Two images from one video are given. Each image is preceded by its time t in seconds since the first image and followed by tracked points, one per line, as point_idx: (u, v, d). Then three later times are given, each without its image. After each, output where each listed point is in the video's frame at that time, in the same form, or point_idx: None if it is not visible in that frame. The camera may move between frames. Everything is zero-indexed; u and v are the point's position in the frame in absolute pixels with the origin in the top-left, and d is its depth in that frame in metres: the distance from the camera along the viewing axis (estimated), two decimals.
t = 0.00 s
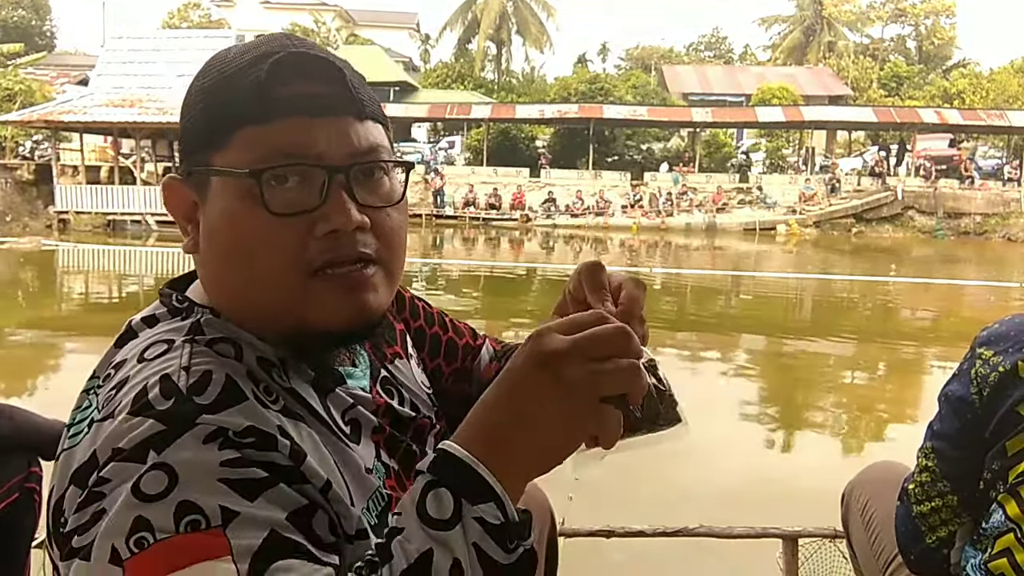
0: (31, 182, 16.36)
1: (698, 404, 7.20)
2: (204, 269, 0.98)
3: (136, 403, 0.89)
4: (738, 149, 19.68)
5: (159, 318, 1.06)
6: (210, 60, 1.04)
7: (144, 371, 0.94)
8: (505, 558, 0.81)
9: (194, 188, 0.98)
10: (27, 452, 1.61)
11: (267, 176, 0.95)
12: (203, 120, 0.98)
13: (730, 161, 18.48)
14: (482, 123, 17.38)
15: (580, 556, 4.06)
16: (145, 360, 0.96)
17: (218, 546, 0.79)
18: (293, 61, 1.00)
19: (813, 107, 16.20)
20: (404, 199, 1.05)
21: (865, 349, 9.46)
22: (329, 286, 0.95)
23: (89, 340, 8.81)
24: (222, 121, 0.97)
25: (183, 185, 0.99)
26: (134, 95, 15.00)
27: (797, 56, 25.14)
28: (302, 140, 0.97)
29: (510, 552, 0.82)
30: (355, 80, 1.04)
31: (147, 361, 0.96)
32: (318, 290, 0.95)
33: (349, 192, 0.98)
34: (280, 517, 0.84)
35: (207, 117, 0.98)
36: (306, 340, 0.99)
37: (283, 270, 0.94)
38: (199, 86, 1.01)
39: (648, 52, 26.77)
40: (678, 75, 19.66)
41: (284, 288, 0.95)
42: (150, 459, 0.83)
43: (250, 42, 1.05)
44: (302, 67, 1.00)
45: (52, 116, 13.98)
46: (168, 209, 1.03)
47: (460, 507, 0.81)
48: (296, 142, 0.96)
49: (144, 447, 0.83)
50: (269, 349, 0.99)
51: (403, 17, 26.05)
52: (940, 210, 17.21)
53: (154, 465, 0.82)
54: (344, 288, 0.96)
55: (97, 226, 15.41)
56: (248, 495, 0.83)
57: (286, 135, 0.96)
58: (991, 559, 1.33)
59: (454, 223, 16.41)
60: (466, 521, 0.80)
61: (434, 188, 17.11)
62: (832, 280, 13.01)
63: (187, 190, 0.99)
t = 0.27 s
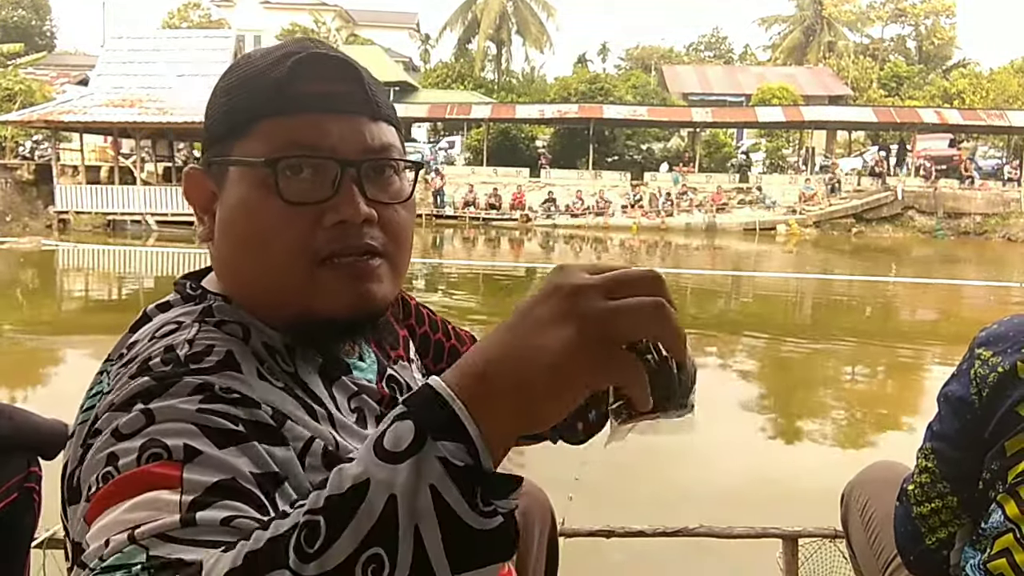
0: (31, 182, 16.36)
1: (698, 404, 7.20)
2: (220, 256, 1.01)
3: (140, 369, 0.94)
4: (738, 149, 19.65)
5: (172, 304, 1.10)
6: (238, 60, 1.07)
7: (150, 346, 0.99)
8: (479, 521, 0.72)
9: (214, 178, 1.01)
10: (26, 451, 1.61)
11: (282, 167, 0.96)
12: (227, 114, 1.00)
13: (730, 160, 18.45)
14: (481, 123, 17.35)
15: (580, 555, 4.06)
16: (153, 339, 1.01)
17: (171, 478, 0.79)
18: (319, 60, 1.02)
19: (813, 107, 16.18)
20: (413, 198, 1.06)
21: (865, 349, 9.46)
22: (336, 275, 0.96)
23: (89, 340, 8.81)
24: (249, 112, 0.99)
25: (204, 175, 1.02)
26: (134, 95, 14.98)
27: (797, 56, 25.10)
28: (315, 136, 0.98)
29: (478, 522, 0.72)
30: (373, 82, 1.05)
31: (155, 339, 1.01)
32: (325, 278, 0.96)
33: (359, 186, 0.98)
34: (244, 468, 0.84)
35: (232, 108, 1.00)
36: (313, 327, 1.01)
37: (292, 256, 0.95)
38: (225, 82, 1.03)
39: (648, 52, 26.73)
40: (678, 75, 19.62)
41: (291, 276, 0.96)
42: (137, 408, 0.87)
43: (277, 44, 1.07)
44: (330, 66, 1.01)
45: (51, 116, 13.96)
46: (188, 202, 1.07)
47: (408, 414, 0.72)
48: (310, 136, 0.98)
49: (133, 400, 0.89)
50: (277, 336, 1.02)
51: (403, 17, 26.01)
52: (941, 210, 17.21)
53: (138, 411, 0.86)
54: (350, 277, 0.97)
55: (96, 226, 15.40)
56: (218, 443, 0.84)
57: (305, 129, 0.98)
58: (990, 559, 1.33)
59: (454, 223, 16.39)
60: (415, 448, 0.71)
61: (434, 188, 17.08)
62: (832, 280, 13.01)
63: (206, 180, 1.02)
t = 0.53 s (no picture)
0: (30, 182, 16.36)
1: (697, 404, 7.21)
2: (217, 255, 1.02)
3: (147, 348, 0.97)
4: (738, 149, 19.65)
5: (175, 299, 1.12)
6: (222, 65, 1.08)
7: (159, 330, 1.02)
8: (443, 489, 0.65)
9: (205, 180, 1.02)
10: (26, 452, 1.63)
11: (271, 164, 0.97)
12: (217, 115, 1.01)
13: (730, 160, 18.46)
14: (481, 123, 17.35)
15: (580, 555, 4.05)
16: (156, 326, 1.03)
17: (165, 431, 0.82)
18: (302, 60, 1.01)
19: (813, 107, 16.19)
20: (402, 192, 1.07)
21: (865, 349, 9.46)
22: (328, 268, 0.97)
23: (88, 340, 8.81)
24: (238, 114, 0.99)
25: (197, 178, 1.04)
26: (134, 95, 14.99)
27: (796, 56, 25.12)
28: (303, 132, 0.98)
29: (424, 488, 0.65)
30: (357, 78, 1.05)
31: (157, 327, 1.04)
32: (321, 271, 0.97)
33: (350, 180, 0.98)
34: (239, 423, 0.84)
35: (221, 111, 1.01)
36: (314, 318, 1.02)
37: (286, 250, 0.96)
38: (214, 84, 1.04)
39: (647, 52, 26.74)
40: (677, 75, 19.63)
41: (284, 269, 0.97)
42: (141, 377, 0.91)
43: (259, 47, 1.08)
44: (312, 66, 1.01)
45: (51, 116, 13.96)
46: (185, 204, 1.09)
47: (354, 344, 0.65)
48: (298, 133, 0.98)
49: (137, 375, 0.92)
50: (280, 327, 1.03)
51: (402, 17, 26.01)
52: (941, 210, 17.20)
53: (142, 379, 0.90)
54: (346, 267, 0.97)
55: (96, 226, 15.41)
56: (212, 401, 0.85)
57: (293, 130, 0.98)
58: (991, 559, 1.34)
59: (454, 223, 16.40)
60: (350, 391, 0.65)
61: (434, 188, 17.09)
62: (832, 280, 13.00)
63: (199, 183, 1.04)
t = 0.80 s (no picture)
0: (31, 182, 16.37)
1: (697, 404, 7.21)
2: (227, 249, 1.06)
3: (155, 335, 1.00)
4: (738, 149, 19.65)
5: (182, 294, 1.13)
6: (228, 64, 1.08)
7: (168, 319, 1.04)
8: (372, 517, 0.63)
9: (214, 181, 1.05)
10: (27, 451, 1.62)
11: (281, 163, 0.98)
12: (223, 114, 1.02)
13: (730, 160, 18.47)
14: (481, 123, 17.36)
15: (579, 554, 4.06)
16: (163, 318, 1.06)
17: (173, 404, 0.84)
18: (303, 60, 1.00)
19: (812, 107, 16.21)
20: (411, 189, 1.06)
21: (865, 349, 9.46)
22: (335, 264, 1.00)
23: (89, 340, 8.82)
24: (242, 116, 1.00)
25: (204, 177, 1.07)
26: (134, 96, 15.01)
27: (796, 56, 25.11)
28: (310, 131, 0.97)
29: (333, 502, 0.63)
30: (360, 78, 1.02)
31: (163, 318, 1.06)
32: (334, 264, 1.00)
33: (356, 178, 0.97)
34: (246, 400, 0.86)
35: (226, 109, 1.02)
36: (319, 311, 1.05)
37: (298, 245, 0.99)
38: (220, 83, 1.04)
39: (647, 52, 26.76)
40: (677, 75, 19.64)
41: (295, 262, 1.01)
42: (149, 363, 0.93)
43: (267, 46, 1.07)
44: (309, 64, 0.99)
45: (51, 116, 13.98)
46: (189, 202, 1.12)
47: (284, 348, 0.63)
48: (303, 132, 0.97)
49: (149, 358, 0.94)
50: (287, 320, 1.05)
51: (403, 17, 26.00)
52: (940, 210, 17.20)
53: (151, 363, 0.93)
54: (354, 263, 0.99)
55: (96, 226, 15.43)
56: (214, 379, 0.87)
57: (295, 128, 0.97)
58: (990, 557, 1.35)
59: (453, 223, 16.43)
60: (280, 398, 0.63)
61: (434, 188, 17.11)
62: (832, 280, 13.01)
63: (206, 182, 1.07)
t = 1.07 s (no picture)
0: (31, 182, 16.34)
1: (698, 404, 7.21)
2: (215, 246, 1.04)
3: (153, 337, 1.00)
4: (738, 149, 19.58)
5: (176, 294, 1.13)
6: (222, 65, 1.07)
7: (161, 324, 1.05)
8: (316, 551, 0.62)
9: (206, 181, 1.03)
10: (26, 451, 1.62)
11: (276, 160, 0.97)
12: (218, 115, 1.01)
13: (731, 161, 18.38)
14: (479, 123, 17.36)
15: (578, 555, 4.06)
16: (157, 320, 1.07)
17: (169, 404, 0.85)
18: (296, 58, 0.99)
19: (812, 107, 16.23)
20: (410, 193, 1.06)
21: (865, 350, 9.46)
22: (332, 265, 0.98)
23: (88, 341, 8.82)
24: (237, 118, 0.99)
25: (197, 176, 1.05)
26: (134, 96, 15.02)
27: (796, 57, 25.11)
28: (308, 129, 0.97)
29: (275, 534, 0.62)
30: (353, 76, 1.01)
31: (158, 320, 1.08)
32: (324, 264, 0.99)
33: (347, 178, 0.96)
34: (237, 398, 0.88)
35: (222, 111, 1.01)
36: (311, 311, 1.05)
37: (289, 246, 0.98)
38: (213, 85, 1.04)
39: (647, 52, 26.71)
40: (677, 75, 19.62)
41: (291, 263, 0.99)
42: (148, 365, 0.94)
43: (263, 47, 1.06)
44: (301, 65, 0.98)
45: (51, 116, 13.99)
46: (182, 203, 1.10)
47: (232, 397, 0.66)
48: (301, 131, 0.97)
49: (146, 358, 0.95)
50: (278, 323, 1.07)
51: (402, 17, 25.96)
52: (940, 210, 17.21)
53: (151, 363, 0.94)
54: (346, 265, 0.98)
55: (96, 226, 15.44)
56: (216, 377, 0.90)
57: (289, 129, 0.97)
58: (989, 559, 1.35)
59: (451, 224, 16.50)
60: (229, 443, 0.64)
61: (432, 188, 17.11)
62: (832, 280, 13.02)
63: (199, 183, 1.04)
